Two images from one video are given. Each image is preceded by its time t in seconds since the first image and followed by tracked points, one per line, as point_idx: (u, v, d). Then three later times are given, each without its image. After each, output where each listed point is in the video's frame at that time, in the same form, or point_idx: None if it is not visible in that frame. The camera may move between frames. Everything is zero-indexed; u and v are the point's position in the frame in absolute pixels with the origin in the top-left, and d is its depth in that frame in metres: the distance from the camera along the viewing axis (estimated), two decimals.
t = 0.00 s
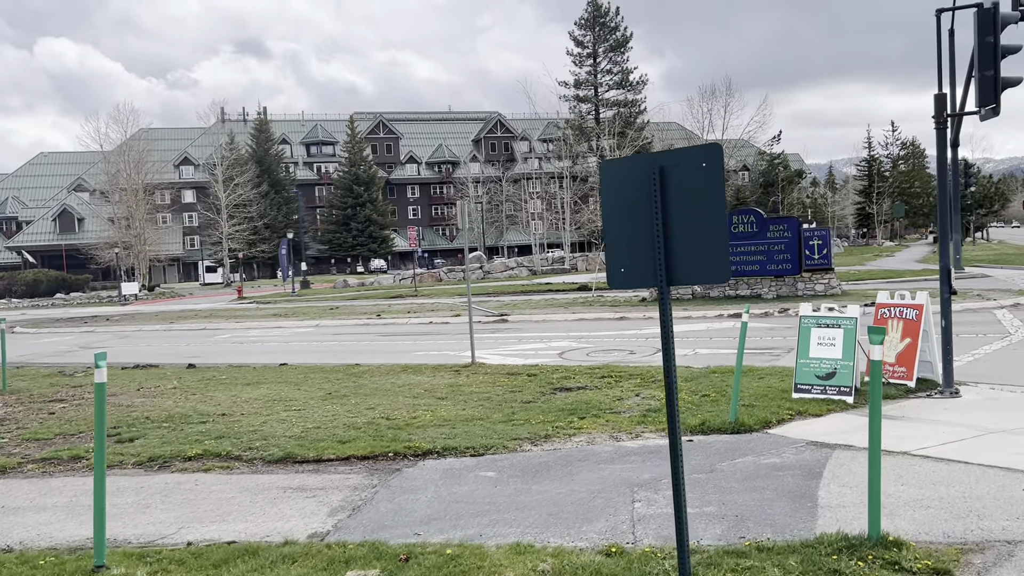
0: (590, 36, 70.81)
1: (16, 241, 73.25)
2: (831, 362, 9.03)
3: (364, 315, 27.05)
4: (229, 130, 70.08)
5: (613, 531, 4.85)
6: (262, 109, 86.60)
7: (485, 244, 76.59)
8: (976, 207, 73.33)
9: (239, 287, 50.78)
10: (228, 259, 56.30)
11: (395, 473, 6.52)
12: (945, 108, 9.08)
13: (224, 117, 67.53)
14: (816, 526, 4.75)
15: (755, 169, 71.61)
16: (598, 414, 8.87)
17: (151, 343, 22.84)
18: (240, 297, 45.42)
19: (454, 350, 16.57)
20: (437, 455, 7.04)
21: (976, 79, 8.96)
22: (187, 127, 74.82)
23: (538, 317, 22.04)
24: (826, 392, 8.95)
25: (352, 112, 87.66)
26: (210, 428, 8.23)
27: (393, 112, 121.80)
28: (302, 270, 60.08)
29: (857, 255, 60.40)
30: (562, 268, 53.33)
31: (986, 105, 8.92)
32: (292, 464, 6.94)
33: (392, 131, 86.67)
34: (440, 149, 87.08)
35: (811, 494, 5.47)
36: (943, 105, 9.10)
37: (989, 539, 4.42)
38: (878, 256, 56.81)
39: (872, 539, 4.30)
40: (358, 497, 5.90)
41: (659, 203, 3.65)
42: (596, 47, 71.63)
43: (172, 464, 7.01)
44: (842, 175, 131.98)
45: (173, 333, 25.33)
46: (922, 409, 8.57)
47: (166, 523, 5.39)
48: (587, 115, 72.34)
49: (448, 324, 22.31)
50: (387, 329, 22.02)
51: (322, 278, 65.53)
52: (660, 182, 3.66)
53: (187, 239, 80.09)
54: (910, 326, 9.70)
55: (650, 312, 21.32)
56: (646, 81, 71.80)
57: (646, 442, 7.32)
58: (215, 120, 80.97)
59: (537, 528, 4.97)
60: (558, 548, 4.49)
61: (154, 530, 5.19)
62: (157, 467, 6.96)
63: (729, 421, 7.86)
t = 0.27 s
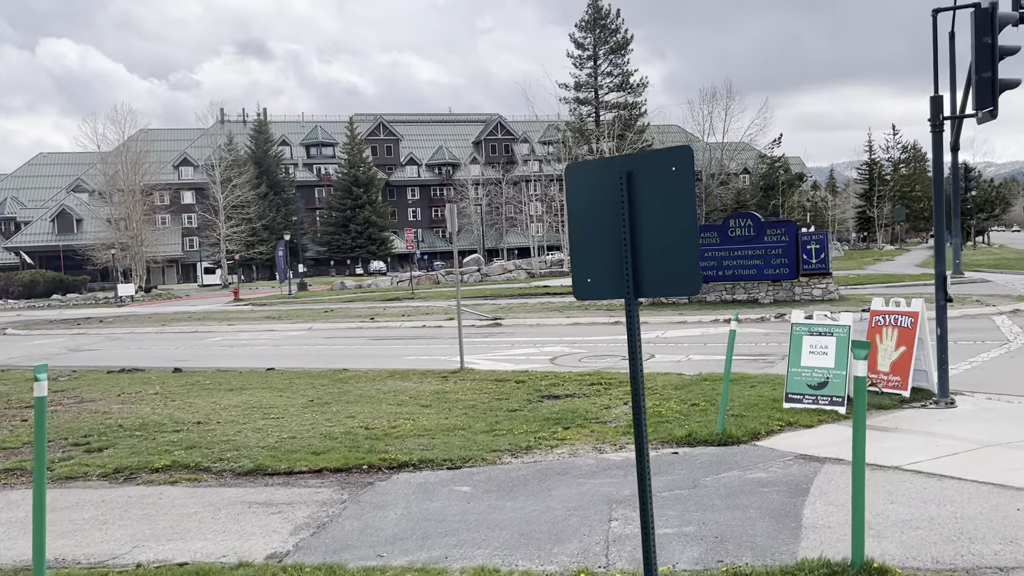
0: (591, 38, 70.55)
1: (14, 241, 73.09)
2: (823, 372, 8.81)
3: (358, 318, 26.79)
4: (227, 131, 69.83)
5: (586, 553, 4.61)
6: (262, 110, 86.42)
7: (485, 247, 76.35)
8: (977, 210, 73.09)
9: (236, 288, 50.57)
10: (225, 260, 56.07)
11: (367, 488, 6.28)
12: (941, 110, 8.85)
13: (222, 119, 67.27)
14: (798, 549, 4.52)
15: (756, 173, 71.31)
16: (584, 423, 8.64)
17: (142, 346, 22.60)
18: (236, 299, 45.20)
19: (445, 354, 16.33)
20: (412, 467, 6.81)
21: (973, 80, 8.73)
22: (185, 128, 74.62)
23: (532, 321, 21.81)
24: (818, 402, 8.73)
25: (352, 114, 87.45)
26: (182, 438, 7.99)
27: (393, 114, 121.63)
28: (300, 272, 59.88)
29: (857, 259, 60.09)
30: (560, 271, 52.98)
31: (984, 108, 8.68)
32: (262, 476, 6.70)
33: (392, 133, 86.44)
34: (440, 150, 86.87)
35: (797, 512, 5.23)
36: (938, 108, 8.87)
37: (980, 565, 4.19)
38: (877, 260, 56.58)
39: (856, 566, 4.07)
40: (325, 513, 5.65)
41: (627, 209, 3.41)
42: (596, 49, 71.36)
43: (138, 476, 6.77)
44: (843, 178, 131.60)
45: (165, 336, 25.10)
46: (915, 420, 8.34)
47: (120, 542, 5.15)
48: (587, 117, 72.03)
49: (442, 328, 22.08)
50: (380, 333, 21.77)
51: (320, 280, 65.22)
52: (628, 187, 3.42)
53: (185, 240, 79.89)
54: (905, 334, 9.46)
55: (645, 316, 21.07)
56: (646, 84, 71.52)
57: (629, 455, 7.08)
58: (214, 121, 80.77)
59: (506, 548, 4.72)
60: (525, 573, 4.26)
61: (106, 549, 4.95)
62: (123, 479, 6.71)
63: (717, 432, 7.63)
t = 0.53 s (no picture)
0: (592, 39, 70.28)
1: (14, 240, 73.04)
2: (811, 374, 8.57)
3: (351, 318, 26.58)
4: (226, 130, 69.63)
5: (549, 563, 4.39)
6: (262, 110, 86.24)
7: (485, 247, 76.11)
8: (979, 211, 72.78)
9: (233, 288, 50.39)
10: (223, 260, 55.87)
11: (332, 492, 6.07)
12: (932, 106, 8.63)
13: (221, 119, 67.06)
14: (771, 561, 4.28)
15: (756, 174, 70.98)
16: (565, 425, 8.41)
17: (132, 346, 22.40)
18: (233, 298, 45.01)
19: (435, 355, 16.12)
20: (382, 471, 6.58)
21: (965, 75, 8.53)
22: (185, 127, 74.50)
23: (525, 322, 21.61)
24: (805, 405, 8.49)
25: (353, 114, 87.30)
26: (150, 440, 7.77)
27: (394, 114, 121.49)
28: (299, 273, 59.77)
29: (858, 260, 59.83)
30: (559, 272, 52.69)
31: (977, 103, 8.47)
32: (224, 480, 6.48)
33: (392, 133, 86.25)
34: (441, 151, 86.69)
35: (774, 520, 5.00)
36: (930, 104, 8.65)
37: None
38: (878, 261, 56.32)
39: None
40: (283, 519, 5.43)
41: (578, 199, 3.19)
42: (597, 50, 71.10)
43: (100, 480, 6.56)
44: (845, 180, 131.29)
45: (157, 335, 24.90)
46: (905, 423, 8.10)
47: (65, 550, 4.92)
48: (588, 118, 71.74)
49: (435, 328, 21.88)
50: (372, 333, 21.56)
51: (319, 281, 65.02)
52: (580, 175, 3.20)
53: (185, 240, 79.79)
54: (896, 335, 9.23)
55: (639, 317, 20.85)
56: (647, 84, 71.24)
57: (606, 460, 6.86)
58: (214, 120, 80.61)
59: (464, 560, 4.49)
60: None
61: (49, 558, 4.73)
62: (83, 482, 6.50)
63: (699, 436, 7.40)
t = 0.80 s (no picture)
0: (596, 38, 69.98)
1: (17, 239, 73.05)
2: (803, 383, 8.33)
3: (347, 319, 26.38)
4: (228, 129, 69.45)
5: None
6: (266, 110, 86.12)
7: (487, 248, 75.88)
8: (984, 214, 72.46)
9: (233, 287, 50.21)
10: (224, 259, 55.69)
11: (300, 507, 5.85)
12: (930, 106, 8.39)
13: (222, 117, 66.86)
14: None
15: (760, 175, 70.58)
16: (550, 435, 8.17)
17: (126, 346, 22.23)
18: (232, 298, 44.84)
19: (427, 359, 15.88)
20: (355, 484, 6.35)
21: (964, 75, 8.28)
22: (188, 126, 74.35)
23: (521, 324, 21.38)
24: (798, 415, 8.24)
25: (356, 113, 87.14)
26: (121, 447, 7.55)
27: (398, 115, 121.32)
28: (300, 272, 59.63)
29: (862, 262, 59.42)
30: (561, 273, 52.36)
31: (976, 103, 8.24)
32: (190, 492, 6.26)
33: (396, 133, 86.06)
34: (445, 151, 86.46)
35: (755, 541, 4.76)
36: (928, 104, 8.41)
37: None
38: (880, 263, 56.02)
39: None
40: (243, 536, 5.20)
41: (531, 204, 2.97)
42: (601, 50, 70.80)
43: (63, 490, 6.34)
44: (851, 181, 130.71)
45: (151, 336, 24.71)
46: (899, 435, 7.85)
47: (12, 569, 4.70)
48: (591, 118, 71.41)
49: (430, 330, 21.66)
50: (366, 335, 21.34)
51: (320, 280, 64.83)
52: (533, 178, 2.97)
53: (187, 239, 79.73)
54: (892, 342, 8.97)
55: (637, 320, 20.60)
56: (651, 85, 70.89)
57: (587, 472, 6.62)
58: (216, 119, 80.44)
59: None
60: None
61: None
62: (45, 493, 6.28)
63: (686, 448, 7.16)
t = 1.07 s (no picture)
0: (600, 37, 69.71)
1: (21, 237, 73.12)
2: (798, 385, 8.11)
3: (344, 318, 26.12)
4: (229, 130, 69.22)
5: None
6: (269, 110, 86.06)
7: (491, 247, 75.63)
8: (990, 214, 72.02)
9: (233, 287, 49.95)
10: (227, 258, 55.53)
11: (270, 512, 5.66)
12: (928, 101, 8.14)
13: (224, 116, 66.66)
14: None
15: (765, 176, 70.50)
16: (535, 437, 7.95)
17: (120, 345, 22.03)
18: (233, 297, 44.75)
19: (421, 359, 15.67)
20: (328, 489, 6.15)
21: (964, 68, 8.03)
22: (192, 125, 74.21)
23: (518, 323, 21.16)
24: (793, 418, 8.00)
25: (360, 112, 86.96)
26: (92, 451, 7.31)
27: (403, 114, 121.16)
28: (302, 271, 59.43)
29: (867, 263, 59.03)
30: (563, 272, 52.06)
31: (975, 97, 7.98)
32: (157, 497, 6.05)
33: (400, 132, 85.96)
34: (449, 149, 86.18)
35: (736, 555, 4.54)
36: (926, 99, 8.17)
37: None
38: (886, 263, 55.61)
39: None
40: (204, 544, 4.99)
41: (481, 197, 2.74)
42: (605, 49, 70.51)
43: (27, 496, 6.12)
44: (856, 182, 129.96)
45: (148, 334, 24.53)
46: (895, 439, 7.61)
47: None
48: (595, 117, 71.11)
49: (427, 329, 21.44)
50: (362, 334, 21.13)
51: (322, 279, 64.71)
52: (483, 165, 2.73)
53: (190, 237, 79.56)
54: (889, 343, 8.74)
55: (636, 320, 20.35)
56: (655, 83, 70.54)
57: (569, 477, 6.39)
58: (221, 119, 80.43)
59: None
60: None
61: None
62: (9, 498, 6.07)
63: (673, 451, 6.94)
